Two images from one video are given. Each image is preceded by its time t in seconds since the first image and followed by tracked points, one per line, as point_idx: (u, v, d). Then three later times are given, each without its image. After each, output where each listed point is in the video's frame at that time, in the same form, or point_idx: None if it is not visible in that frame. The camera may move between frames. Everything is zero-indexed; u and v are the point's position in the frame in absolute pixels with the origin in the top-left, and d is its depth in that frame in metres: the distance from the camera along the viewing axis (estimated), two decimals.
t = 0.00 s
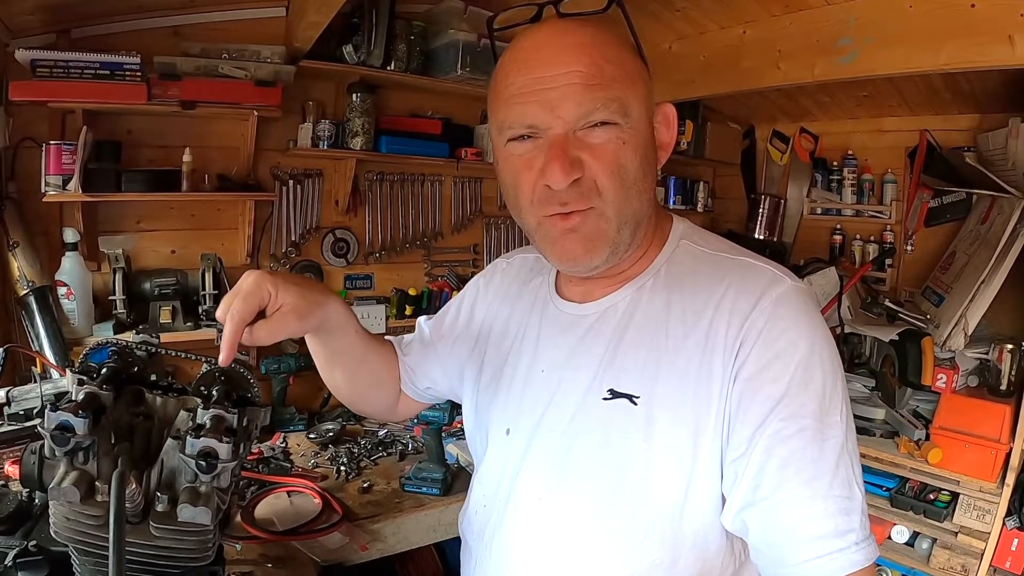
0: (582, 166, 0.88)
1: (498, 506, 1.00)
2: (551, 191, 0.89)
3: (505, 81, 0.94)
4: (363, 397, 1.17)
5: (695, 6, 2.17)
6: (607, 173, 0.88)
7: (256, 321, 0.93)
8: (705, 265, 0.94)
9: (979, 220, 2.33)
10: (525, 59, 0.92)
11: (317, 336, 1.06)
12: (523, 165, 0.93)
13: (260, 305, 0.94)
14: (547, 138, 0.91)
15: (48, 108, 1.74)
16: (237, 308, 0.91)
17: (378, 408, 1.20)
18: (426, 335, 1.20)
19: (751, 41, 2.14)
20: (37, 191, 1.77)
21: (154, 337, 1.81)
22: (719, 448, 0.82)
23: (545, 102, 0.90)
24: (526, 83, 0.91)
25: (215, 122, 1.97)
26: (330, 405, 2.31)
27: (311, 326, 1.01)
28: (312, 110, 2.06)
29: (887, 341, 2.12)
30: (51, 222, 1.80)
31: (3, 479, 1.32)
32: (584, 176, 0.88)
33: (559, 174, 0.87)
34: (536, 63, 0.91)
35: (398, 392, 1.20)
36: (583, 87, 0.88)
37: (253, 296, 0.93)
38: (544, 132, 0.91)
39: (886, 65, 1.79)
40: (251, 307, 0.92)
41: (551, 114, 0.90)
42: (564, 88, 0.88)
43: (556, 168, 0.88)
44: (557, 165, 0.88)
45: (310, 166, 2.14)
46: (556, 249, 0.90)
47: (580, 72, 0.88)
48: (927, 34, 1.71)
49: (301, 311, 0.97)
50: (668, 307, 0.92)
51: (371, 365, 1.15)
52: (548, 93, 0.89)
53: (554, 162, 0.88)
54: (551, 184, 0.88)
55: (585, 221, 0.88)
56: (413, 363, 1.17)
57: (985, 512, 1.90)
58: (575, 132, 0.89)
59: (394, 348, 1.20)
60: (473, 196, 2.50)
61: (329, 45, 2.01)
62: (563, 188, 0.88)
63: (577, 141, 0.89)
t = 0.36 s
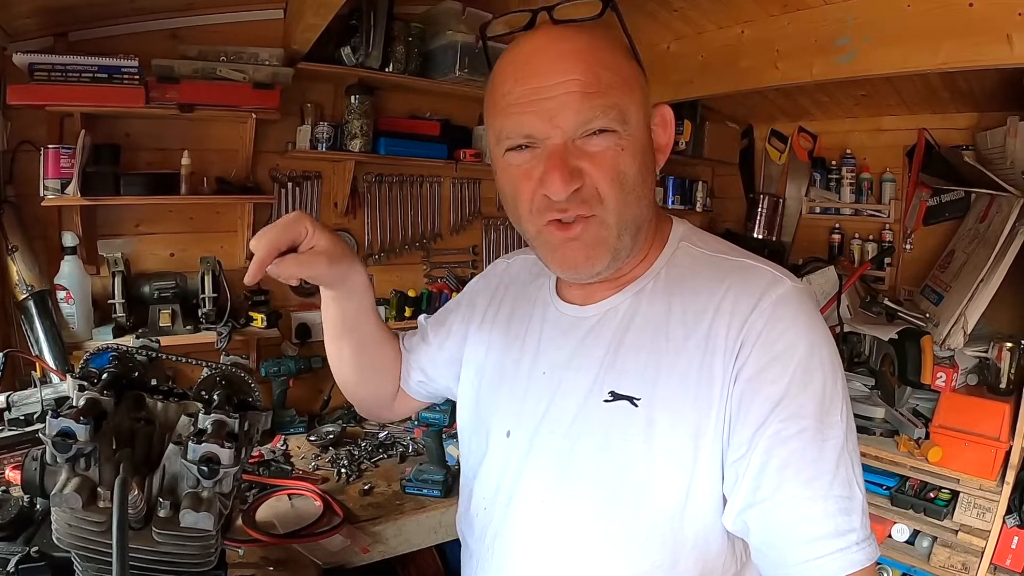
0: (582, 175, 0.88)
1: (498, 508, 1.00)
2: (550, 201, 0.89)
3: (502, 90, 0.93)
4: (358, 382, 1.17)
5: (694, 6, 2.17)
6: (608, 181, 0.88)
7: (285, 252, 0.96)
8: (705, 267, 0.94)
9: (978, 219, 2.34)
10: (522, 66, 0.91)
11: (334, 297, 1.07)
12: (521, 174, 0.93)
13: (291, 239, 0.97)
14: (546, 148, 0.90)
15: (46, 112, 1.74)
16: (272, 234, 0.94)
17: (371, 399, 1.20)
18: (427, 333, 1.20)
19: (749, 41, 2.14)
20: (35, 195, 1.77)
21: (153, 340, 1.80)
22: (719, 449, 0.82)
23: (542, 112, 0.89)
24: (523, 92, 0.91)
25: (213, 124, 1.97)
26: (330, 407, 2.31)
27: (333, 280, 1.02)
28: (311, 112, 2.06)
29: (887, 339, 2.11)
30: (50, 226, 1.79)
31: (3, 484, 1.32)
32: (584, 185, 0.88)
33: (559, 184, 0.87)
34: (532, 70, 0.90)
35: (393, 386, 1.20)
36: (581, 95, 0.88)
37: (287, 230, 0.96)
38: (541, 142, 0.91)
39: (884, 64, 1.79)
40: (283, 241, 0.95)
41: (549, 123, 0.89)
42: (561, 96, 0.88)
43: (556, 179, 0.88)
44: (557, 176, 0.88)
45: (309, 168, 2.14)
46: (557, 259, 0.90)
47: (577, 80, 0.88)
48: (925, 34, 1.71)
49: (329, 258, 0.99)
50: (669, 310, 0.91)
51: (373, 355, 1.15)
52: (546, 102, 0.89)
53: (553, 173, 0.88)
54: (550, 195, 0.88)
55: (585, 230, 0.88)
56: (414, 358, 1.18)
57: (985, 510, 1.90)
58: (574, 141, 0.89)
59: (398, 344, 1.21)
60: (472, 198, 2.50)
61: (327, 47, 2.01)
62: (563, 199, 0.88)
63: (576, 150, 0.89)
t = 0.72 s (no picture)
0: (563, 175, 0.88)
1: (499, 507, 1.00)
2: (533, 201, 0.89)
3: (488, 95, 0.94)
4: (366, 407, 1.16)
5: (695, 5, 2.17)
6: (592, 180, 0.87)
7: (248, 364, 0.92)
8: (707, 266, 0.93)
9: (980, 218, 2.33)
10: (510, 68, 0.91)
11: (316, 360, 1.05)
12: (505, 174, 0.93)
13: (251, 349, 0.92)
14: (528, 148, 0.91)
15: (46, 111, 1.73)
16: (232, 351, 0.90)
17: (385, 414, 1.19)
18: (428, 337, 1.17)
19: (750, 40, 2.14)
20: (36, 194, 1.77)
21: (153, 340, 1.80)
22: (721, 449, 0.82)
23: (523, 112, 0.90)
24: (505, 94, 0.91)
25: (213, 123, 1.97)
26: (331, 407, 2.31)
27: (308, 355, 0.99)
28: (312, 111, 2.06)
29: (888, 339, 2.10)
30: (50, 225, 1.79)
31: (3, 484, 1.32)
32: (566, 185, 0.88)
33: (538, 183, 0.87)
34: (514, 72, 0.91)
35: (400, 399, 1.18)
36: (559, 95, 0.88)
37: (245, 342, 0.91)
38: (523, 142, 0.91)
39: (886, 63, 1.79)
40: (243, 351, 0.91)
41: (529, 123, 0.90)
42: (541, 96, 0.88)
43: (536, 178, 0.88)
44: (536, 175, 0.88)
45: (309, 167, 2.14)
46: (545, 258, 0.90)
47: (556, 80, 0.88)
48: (926, 33, 1.71)
49: (292, 350, 0.95)
50: (670, 309, 0.91)
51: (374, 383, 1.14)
52: (525, 104, 0.90)
53: (534, 171, 0.88)
54: (530, 195, 0.88)
55: (569, 229, 0.88)
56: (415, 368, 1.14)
57: (987, 511, 1.89)
58: (555, 140, 0.89)
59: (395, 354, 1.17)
60: (473, 196, 2.50)
61: (328, 46, 2.01)
62: (543, 197, 0.88)
63: (557, 150, 0.89)
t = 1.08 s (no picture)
0: (550, 177, 0.88)
1: (500, 505, 1.00)
2: (521, 202, 0.90)
3: (485, 95, 0.94)
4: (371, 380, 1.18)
5: (699, 5, 2.17)
6: (581, 182, 0.88)
7: (280, 296, 0.97)
8: (709, 266, 0.93)
9: (985, 219, 2.32)
10: (508, 69, 0.92)
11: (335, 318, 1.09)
12: (498, 174, 0.94)
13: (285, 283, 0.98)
14: (517, 150, 0.91)
15: (52, 110, 1.75)
16: (267, 285, 0.96)
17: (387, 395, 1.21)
18: (434, 329, 1.20)
19: (755, 40, 2.13)
20: (42, 192, 1.78)
21: (158, 337, 1.82)
22: (720, 449, 0.82)
23: (512, 113, 0.90)
24: (497, 96, 0.92)
25: (218, 122, 1.97)
26: (335, 405, 2.31)
27: (331, 308, 1.04)
28: (316, 110, 2.06)
29: (892, 339, 2.08)
30: (56, 223, 1.80)
31: (9, 480, 1.33)
32: (553, 187, 0.88)
33: (522, 185, 0.88)
34: (511, 72, 0.91)
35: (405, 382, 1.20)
36: (542, 96, 0.88)
37: (280, 275, 0.97)
38: (513, 144, 0.92)
39: (890, 63, 1.78)
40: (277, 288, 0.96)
41: (518, 125, 0.90)
42: (535, 98, 0.89)
43: (522, 180, 0.89)
44: (522, 178, 0.88)
45: (314, 167, 2.14)
46: (538, 262, 0.92)
47: (543, 83, 0.89)
48: (931, 33, 1.70)
49: (323, 293, 1.01)
50: (672, 310, 0.91)
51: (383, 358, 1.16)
52: (519, 105, 0.90)
53: (520, 174, 0.89)
54: (517, 197, 0.89)
55: (558, 232, 0.90)
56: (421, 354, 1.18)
57: (990, 513, 1.89)
58: (543, 143, 0.90)
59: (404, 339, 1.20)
60: (477, 196, 2.50)
61: (333, 45, 2.02)
62: (531, 200, 0.89)
63: (545, 153, 0.89)
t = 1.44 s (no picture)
0: (504, 181, 0.91)
1: (499, 504, 1.01)
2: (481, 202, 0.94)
3: (477, 92, 0.94)
4: (372, 366, 1.17)
5: (693, 5, 2.18)
6: (528, 190, 0.89)
7: (269, 259, 1.01)
8: (711, 267, 0.94)
9: (981, 214, 2.33)
10: (504, 68, 0.92)
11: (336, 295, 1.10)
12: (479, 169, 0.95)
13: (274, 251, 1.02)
14: (482, 153, 0.94)
15: (50, 120, 1.75)
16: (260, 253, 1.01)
17: (392, 382, 1.21)
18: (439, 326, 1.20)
19: (748, 39, 2.14)
20: (40, 202, 1.78)
21: (159, 345, 1.83)
22: (722, 449, 0.83)
23: (476, 118, 0.93)
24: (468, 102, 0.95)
25: (215, 130, 1.98)
26: (336, 410, 2.31)
27: (327, 279, 1.05)
28: (313, 116, 2.07)
29: (891, 335, 2.09)
30: (55, 232, 1.81)
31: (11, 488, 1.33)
32: (506, 191, 0.91)
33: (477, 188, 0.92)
34: (507, 71, 0.91)
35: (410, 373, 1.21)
36: (493, 105, 0.91)
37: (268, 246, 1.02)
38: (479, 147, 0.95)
39: (884, 59, 1.79)
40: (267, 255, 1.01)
41: (478, 131, 0.93)
42: (531, 97, 0.89)
43: (479, 182, 0.92)
44: (477, 178, 0.92)
45: (312, 172, 2.15)
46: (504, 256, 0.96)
47: (503, 91, 0.90)
48: (924, 29, 1.71)
49: (314, 260, 1.02)
50: (674, 309, 0.92)
51: (386, 344, 1.17)
52: (516, 101, 0.89)
53: (477, 175, 0.92)
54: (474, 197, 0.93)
55: (514, 233, 0.93)
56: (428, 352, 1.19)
57: (993, 506, 1.89)
58: (503, 149, 0.92)
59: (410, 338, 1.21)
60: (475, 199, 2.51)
61: (328, 51, 2.02)
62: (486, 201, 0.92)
63: (502, 158, 0.92)
